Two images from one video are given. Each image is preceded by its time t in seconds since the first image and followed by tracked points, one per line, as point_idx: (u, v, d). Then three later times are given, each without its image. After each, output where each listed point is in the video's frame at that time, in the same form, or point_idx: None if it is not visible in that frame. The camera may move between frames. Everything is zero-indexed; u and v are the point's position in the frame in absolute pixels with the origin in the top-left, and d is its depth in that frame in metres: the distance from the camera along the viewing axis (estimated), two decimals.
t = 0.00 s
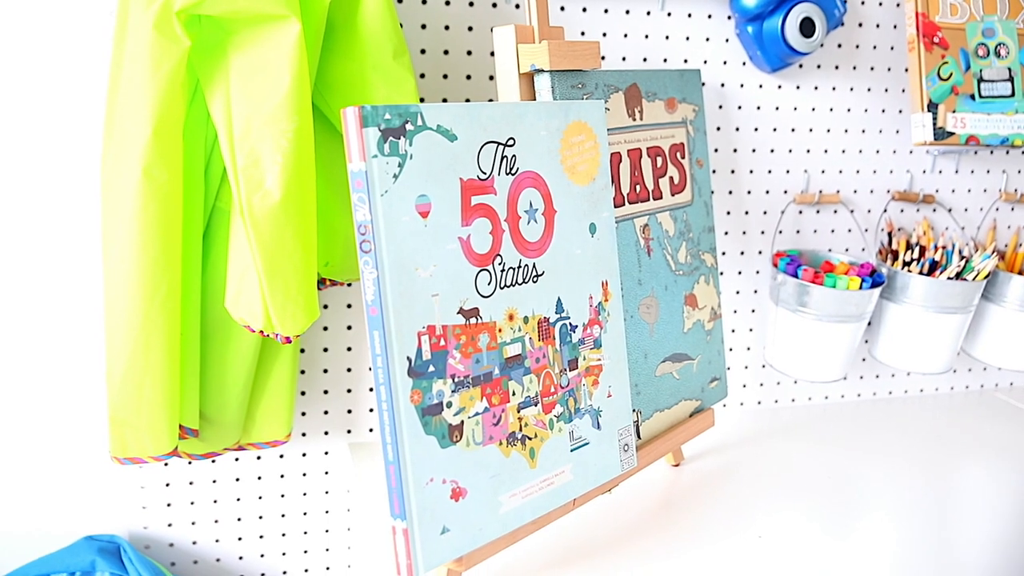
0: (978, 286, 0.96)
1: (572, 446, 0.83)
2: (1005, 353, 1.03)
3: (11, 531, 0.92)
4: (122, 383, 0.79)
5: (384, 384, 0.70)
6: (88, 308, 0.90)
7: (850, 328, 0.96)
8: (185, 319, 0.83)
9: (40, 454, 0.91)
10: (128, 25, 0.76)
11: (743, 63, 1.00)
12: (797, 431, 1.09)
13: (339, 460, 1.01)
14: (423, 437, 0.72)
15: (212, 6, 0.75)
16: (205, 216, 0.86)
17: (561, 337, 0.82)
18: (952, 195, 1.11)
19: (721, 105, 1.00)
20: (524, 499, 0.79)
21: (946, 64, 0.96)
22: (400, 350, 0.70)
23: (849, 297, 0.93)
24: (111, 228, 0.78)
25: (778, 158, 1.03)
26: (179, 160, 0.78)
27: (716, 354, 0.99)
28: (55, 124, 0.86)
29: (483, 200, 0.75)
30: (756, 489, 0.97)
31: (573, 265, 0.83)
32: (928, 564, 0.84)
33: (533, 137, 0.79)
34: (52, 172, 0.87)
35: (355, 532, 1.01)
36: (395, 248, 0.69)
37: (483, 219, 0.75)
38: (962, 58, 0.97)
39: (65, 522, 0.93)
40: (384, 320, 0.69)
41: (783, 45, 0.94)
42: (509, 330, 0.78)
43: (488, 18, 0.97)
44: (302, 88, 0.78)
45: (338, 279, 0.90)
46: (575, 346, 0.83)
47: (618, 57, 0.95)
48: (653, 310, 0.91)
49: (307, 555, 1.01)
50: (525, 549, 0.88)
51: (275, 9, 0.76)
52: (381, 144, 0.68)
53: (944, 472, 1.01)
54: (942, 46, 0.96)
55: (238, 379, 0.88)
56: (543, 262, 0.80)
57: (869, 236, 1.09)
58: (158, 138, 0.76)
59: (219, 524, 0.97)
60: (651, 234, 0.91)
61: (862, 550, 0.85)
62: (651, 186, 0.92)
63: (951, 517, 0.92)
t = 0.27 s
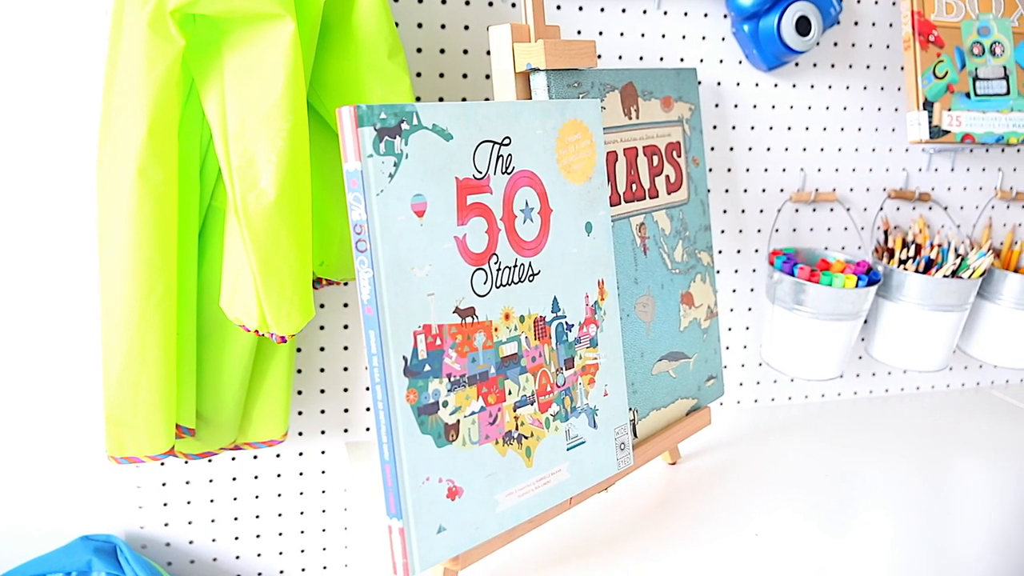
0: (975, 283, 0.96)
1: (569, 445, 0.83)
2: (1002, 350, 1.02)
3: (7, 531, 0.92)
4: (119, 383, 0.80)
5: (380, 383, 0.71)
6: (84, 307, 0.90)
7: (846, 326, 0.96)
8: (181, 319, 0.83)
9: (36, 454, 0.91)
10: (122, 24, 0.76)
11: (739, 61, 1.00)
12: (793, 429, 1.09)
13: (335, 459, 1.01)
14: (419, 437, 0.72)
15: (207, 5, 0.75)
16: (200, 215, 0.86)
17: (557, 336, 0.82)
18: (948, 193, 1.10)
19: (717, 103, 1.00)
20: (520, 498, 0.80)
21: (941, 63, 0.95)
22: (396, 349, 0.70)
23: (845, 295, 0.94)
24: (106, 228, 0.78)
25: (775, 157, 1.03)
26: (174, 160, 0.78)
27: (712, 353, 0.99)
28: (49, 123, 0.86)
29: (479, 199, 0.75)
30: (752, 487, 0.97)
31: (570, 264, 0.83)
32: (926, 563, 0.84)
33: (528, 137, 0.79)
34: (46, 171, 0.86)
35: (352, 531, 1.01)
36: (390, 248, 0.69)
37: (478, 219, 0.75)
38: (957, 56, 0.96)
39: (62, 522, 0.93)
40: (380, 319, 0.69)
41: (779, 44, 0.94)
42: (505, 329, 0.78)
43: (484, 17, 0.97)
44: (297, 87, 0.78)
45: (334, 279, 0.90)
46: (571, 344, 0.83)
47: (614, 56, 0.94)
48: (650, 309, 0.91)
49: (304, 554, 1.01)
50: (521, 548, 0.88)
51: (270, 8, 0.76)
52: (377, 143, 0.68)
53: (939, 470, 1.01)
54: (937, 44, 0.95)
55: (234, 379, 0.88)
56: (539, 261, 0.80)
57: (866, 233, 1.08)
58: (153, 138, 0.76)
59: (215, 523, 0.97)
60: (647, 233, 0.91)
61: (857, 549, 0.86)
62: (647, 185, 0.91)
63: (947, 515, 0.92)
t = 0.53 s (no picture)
0: (966, 281, 0.96)
1: (560, 444, 0.83)
2: (994, 347, 1.01)
3: None
4: (109, 384, 0.79)
5: (370, 384, 0.71)
6: (74, 309, 0.90)
7: (837, 324, 0.96)
8: (172, 319, 0.83)
9: (26, 457, 0.91)
10: (112, 24, 0.76)
11: (730, 60, 0.99)
12: (785, 427, 1.09)
13: (327, 459, 1.01)
14: (410, 437, 0.72)
15: (197, 5, 0.75)
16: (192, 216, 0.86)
17: (548, 335, 0.82)
18: (939, 191, 1.10)
19: (709, 102, 0.99)
20: (511, 498, 0.80)
21: (932, 61, 0.95)
22: (387, 349, 0.70)
23: (837, 293, 0.94)
24: (97, 228, 0.78)
25: (767, 156, 1.02)
26: (165, 160, 0.78)
27: (705, 351, 0.99)
28: (39, 124, 0.85)
29: (469, 199, 0.75)
30: (745, 485, 0.97)
31: (561, 263, 0.83)
32: (919, 561, 0.84)
33: (519, 136, 0.79)
34: (36, 172, 0.86)
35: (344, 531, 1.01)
36: (380, 247, 0.69)
37: (469, 218, 0.75)
38: (947, 54, 0.96)
39: (52, 524, 0.93)
40: (370, 319, 0.69)
41: (771, 42, 0.93)
42: (496, 329, 0.78)
43: (474, 16, 0.97)
44: (288, 87, 0.77)
45: (326, 280, 0.90)
46: (562, 344, 0.83)
47: (605, 56, 0.94)
48: (641, 308, 0.91)
49: (296, 555, 1.01)
50: (512, 548, 0.88)
51: (260, 7, 0.76)
52: (366, 143, 0.68)
53: (931, 467, 1.01)
54: (928, 43, 0.95)
55: (226, 379, 0.88)
56: (530, 261, 0.80)
57: (857, 232, 1.08)
58: (143, 139, 0.76)
59: (206, 525, 0.96)
60: (639, 232, 0.91)
61: (849, 547, 0.86)
62: (639, 184, 0.91)
63: (939, 513, 0.92)
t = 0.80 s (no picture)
0: (951, 279, 0.96)
1: (546, 445, 0.83)
2: (979, 345, 1.02)
3: None
4: (93, 387, 0.79)
5: (353, 385, 0.71)
6: (58, 312, 0.89)
7: (824, 322, 0.96)
8: (156, 321, 0.83)
9: (11, 461, 0.90)
10: (93, 26, 0.75)
11: (715, 60, 0.99)
12: (772, 426, 1.09)
13: (315, 462, 1.00)
14: (394, 438, 0.72)
15: (178, 6, 0.74)
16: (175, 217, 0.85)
17: (534, 336, 0.82)
18: (924, 189, 1.10)
19: (695, 101, 0.99)
20: (497, 499, 0.80)
21: (916, 60, 0.95)
22: (370, 350, 0.70)
23: (822, 292, 0.93)
24: (78, 231, 0.77)
25: (752, 155, 1.02)
26: (146, 161, 0.78)
27: (692, 350, 0.99)
28: (20, 126, 0.85)
29: (452, 199, 0.75)
30: (732, 483, 0.97)
31: (546, 263, 0.83)
32: (906, 558, 0.84)
33: (503, 136, 0.79)
34: (18, 175, 0.86)
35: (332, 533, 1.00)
36: (363, 249, 0.69)
37: (453, 219, 0.75)
38: (931, 53, 0.96)
39: (39, 529, 0.92)
40: (353, 321, 0.69)
41: (756, 42, 0.93)
42: (481, 329, 0.78)
43: (460, 16, 0.96)
44: (270, 88, 0.77)
45: (311, 281, 0.90)
46: (547, 344, 0.83)
47: (590, 55, 0.94)
48: (627, 308, 0.91)
49: (284, 557, 1.01)
50: (499, 548, 0.88)
51: (242, 8, 0.76)
52: (349, 144, 0.68)
53: (918, 465, 1.01)
54: (912, 42, 0.95)
55: (210, 382, 0.88)
56: (515, 261, 0.80)
57: (843, 230, 1.08)
58: (125, 140, 0.76)
59: (194, 528, 0.96)
60: (625, 232, 0.90)
61: (836, 544, 0.86)
62: (624, 184, 0.91)
63: (926, 510, 0.92)
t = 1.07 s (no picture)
0: (931, 276, 0.96)
1: (527, 446, 0.83)
2: (958, 342, 1.02)
3: None
4: (71, 392, 0.78)
5: (331, 388, 0.70)
6: (35, 316, 0.88)
7: (805, 321, 0.95)
8: (134, 325, 0.82)
9: None
10: (67, 28, 0.75)
11: (695, 60, 0.98)
12: (754, 424, 1.09)
13: (297, 465, 1.00)
14: (372, 441, 0.72)
15: (153, 7, 0.74)
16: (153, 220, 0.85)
17: (513, 337, 0.82)
18: (904, 188, 1.11)
19: (675, 102, 0.99)
20: (477, 500, 0.79)
21: (894, 59, 0.96)
22: (348, 353, 0.70)
23: (803, 291, 0.93)
24: (54, 234, 0.77)
25: (732, 154, 1.02)
26: (123, 164, 0.77)
27: (673, 350, 0.99)
28: None
29: (430, 201, 0.75)
30: (714, 482, 0.97)
31: (525, 264, 0.82)
32: (889, 556, 0.84)
33: (480, 138, 0.79)
34: None
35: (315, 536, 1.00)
36: (339, 251, 0.69)
37: (430, 220, 0.75)
38: (909, 53, 0.97)
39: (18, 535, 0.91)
40: (330, 324, 0.69)
41: (735, 42, 0.93)
42: (460, 331, 0.78)
43: (440, 18, 0.95)
44: (246, 90, 0.77)
45: (292, 283, 0.90)
46: (527, 345, 0.83)
47: (570, 56, 0.94)
48: (608, 308, 0.90)
49: (267, 561, 1.00)
50: (480, 550, 0.88)
51: (217, 9, 0.76)
52: (324, 146, 0.67)
53: (899, 462, 1.01)
54: (890, 41, 0.96)
55: (190, 386, 0.87)
56: (493, 262, 0.80)
57: (824, 229, 1.08)
58: (100, 143, 0.75)
59: (176, 532, 0.95)
60: (605, 232, 0.90)
61: (817, 543, 0.86)
62: (604, 184, 0.90)
63: (907, 508, 0.92)
